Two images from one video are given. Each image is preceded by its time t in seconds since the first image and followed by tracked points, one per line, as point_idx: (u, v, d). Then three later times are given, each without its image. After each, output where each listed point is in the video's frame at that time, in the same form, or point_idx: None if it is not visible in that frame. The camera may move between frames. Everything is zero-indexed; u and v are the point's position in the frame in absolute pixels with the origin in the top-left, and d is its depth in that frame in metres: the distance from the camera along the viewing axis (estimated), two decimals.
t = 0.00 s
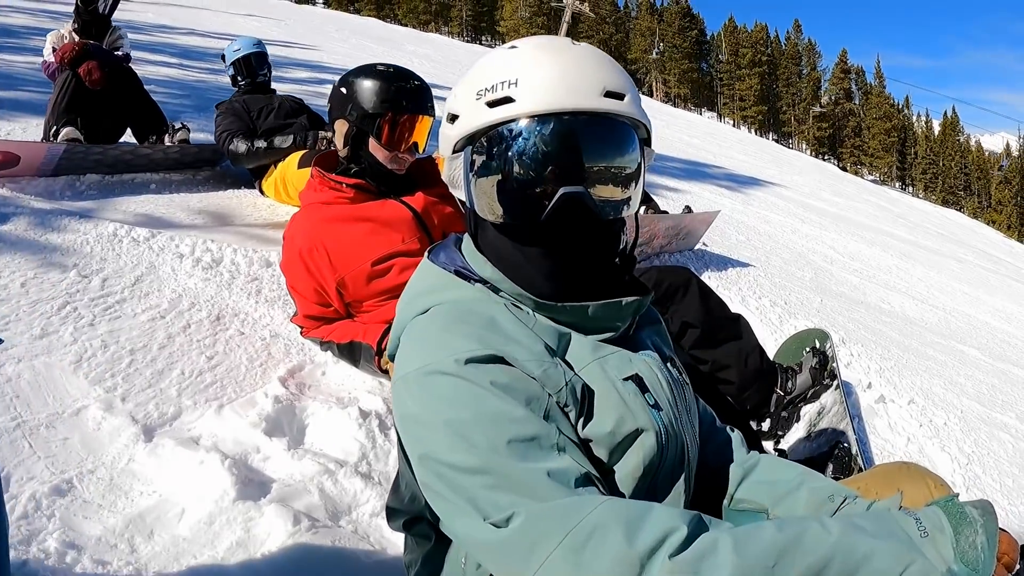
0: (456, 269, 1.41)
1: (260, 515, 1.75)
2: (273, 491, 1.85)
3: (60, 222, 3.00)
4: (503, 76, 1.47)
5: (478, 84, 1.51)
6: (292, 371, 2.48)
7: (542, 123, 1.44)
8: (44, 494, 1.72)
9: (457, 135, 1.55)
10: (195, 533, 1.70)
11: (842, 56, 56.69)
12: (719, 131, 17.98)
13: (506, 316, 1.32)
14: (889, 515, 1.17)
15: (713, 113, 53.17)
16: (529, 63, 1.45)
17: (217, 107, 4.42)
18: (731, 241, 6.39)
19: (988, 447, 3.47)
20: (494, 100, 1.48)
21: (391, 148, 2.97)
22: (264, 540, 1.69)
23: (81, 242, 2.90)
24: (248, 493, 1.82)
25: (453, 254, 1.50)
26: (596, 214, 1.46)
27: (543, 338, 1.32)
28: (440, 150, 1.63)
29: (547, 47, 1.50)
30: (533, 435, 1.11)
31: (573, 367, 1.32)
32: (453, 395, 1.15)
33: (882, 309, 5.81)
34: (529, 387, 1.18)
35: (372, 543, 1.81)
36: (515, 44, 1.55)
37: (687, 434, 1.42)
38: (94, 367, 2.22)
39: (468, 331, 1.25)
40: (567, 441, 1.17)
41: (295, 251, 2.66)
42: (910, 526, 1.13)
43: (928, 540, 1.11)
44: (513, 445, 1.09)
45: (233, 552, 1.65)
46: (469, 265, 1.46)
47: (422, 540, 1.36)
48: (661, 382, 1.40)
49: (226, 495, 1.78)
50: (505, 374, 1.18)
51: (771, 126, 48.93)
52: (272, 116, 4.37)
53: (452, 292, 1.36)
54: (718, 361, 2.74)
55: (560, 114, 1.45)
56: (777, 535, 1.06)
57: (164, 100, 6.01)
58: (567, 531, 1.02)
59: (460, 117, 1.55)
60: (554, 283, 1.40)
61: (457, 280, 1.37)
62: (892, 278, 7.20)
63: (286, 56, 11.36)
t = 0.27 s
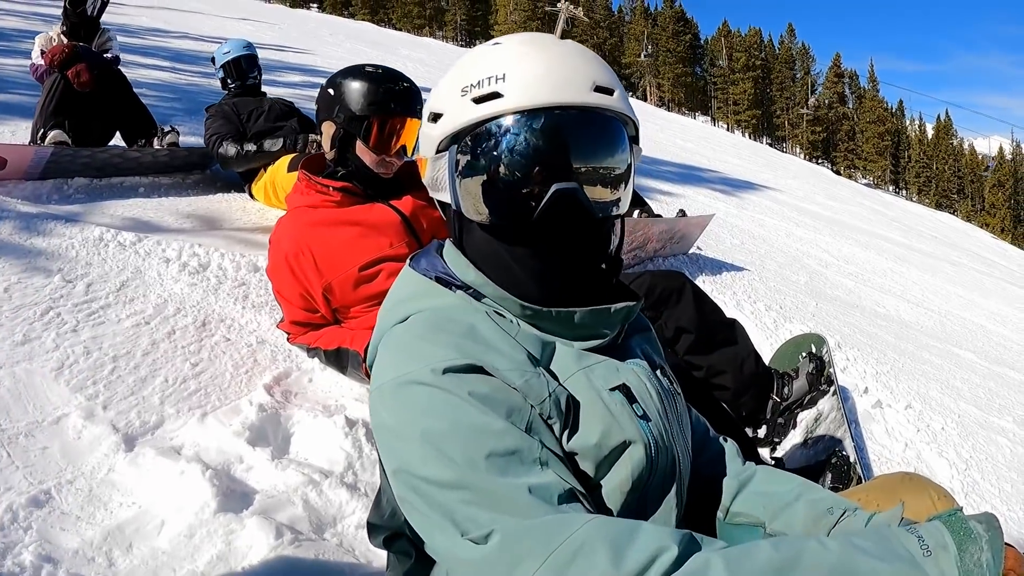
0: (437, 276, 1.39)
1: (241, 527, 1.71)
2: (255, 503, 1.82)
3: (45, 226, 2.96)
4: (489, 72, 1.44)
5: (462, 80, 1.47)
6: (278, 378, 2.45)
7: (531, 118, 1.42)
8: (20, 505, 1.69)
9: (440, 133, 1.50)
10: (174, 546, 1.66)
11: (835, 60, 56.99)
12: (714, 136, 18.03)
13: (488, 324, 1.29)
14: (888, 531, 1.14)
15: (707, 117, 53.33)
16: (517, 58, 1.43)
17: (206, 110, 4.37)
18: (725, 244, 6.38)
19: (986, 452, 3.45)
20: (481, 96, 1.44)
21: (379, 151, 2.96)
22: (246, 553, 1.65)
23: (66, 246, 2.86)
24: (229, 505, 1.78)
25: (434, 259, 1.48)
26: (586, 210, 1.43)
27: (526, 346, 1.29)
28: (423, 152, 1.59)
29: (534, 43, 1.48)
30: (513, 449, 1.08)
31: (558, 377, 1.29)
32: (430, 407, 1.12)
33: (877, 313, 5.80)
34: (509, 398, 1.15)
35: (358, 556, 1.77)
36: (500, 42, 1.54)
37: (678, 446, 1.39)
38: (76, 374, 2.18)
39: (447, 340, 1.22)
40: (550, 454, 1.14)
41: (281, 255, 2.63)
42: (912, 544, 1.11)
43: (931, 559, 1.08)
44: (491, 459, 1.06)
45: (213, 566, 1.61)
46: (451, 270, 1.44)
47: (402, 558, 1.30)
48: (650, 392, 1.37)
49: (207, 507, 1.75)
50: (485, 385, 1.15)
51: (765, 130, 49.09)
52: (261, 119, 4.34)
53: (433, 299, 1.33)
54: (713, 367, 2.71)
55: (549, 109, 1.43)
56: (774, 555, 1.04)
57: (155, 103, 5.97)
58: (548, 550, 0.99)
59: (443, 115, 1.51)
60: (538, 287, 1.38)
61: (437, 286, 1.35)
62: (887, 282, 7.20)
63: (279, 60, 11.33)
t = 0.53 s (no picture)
0: (424, 277, 1.37)
1: (227, 534, 1.69)
2: (242, 509, 1.80)
3: (34, 229, 2.94)
4: (484, 64, 1.42)
5: (455, 73, 1.45)
6: (267, 383, 2.43)
7: (528, 114, 1.40)
8: (3, 511, 1.66)
9: (432, 128, 1.47)
10: (159, 553, 1.64)
11: (828, 65, 57.33)
12: (708, 140, 18.09)
13: (476, 327, 1.27)
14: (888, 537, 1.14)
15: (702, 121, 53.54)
16: (512, 50, 1.42)
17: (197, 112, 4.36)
18: (720, 248, 6.40)
19: (982, 455, 3.45)
20: (476, 88, 1.42)
21: (369, 153, 2.95)
22: (231, 559, 1.63)
23: (54, 249, 2.84)
24: (215, 511, 1.76)
25: (422, 259, 1.46)
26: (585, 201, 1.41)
27: (515, 349, 1.28)
28: (412, 148, 1.55)
29: (526, 35, 1.47)
30: (501, 456, 1.07)
31: (548, 381, 1.28)
32: (414, 413, 1.10)
33: (872, 316, 5.82)
34: (497, 403, 1.14)
35: (346, 562, 1.75)
36: (491, 34, 1.52)
37: (671, 451, 1.38)
38: (62, 378, 2.16)
39: (433, 343, 1.20)
40: (538, 461, 1.13)
41: (269, 258, 2.60)
42: (914, 550, 1.11)
43: (932, 565, 1.09)
44: (478, 467, 1.05)
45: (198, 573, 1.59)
46: (440, 271, 1.43)
47: (388, 568, 1.28)
48: (642, 396, 1.36)
49: (192, 513, 1.72)
50: (472, 390, 1.13)
51: (759, 134, 49.29)
52: (253, 121, 4.32)
53: (421, 300, 1.32)
54: (708, 370, 2.71)
55: (546, 102, 1.42)
56: (770, 564, 1.05)
57: (147, 106, 5.95)
58: (537, 561, 0.99)
59: (434, 109, 1.48)
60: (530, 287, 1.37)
61: (424, 288, 1.33)
62: (882, 285, 7.23)
63: (273, 64, 11.32)
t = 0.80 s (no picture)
0: (418, 282, 1.38)
1: (220, 540, 1.68)
2: (235, 515, 1.79)
3: (28, 233, 2.93)
4: (482, 68, 1.42)
5: (453, 77, 1.45)
6: (261, 388, 2.42)
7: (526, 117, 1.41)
8: None
9: (431, 131, 1.47)
10: (151, 559, 1.63)
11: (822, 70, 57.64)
12: (703, 145, 18.16)
13: (470, 333, 1.28)
14: (884, 542, 1.15)
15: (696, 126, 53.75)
16: (510, 54, 1.42)
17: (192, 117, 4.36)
18: (715, 252, 6.42)
19: (978, 458, 3.47)
20: (475, 93, 1.42)
21: (363, 158, 2.94)
22: (224, 566, 1.62)
23: (48, 253, 2.83)
24: (208, 517, 1.75)
25: (415, 264, 1.46)
26: (585, 202, 1.43)
27: (509, 355, 1.28)
28: (409, 152, 1.54)
29: (523, 38, 1.48)
30: (494, 464, 1.07)
31: (541, 388, 1.28)
32: (408, 419, 1.10)
33: (867, 320, 5.84)
34: (491, 410, 1.14)
35: (340, 569, 1.74)
36: (487, 38, 1.53)
37: (666, 457, 1.38)
38: (55, 384, 2.15)
39: (427, 350, 1.21)
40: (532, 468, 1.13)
41: (263, 262, 2.60)
42: (910, 555, 1.12)
43: (928, 569, 1.10)
44: (471, 475, 1.05)
45: None
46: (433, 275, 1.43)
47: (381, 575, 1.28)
48: (636, 401, 1.36)
49: (185, 519, 1.72)
50: (466, 397, 1.13)
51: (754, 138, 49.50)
52: (247, 125, 4.32)
53: (414, 306, 1.32)
54: (702, 375, 2.69)
55: (545, 106, 1.42)
56: (766, 569, 1.05)
57: (142, 110, 5.94)
58: (532, 570, 0.99)
59: (432, 113, 1.48)
60: (525, 291, 1.38)
61: (417, 293, 1.34)
62: (877, 289, 7.26)
63: (268, 68, 11.33)
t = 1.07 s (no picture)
0: (412, 285, 1.38)
1: (215, 545, 1.67)
2: (229, 519, 1.78)
3: (22, 236, 2.92)
4: (479, 71, 1.43)
5: (449, 80, 1.45)
6: (255, 393, 2.42)
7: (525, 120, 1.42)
8: None
9: (427, 135, 1.47)
10: (145, 564, 1.62)
11: (816, 75, 57.95)
12: (698, 149, 18.23)
13: (464, 336, 1.28)
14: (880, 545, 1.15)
15: (691, 131, 53.92)
16: (507, 57, 1.43)
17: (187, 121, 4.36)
18: (710, 256, 6.44)
19: (972, 461, 3.48)
20: (473, 96, 1.42)
21: (356, 160, 2.96)
22: (218, 571, 1.61)
23: (42, 257, 2.82)
24: (202, 521, 1.74)
25: (409, 267, 1.47)
26: (584, 209, 1.42)
27: (503, 358, 1.29)
28: (405, 156, 1.54)
29: (519, 42, 1.48)
30: (489, 466, 1.07)
31: (536, 391, 1.29)
32: (402, 422, 1.10)
33: (862, 323, 5.87)
34: (486, 413, 1.14)
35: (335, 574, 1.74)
36: (482, 42, 1.53)
37: (660, 460, 1.38)
38: (49, 388, 2.14)
39: (422, 353, 1.21)
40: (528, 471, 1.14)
41: (257, 266, 2.60)
42: (906, 558, 1.13)
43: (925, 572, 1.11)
44: (466, 478, 1.05)
45: None
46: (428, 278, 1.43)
47: None
48: (630, 404, 1.37)
49: (179, 524, 1.71)
50: (461, 400, 1.13)
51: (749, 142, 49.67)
52: (242, 129, 4.32)
53: (408, 309, 1.32)
54: (697, 379, 2.70)
55: (542, 109, 1.43)
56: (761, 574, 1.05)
57: (137, 114, 5.93)
58: (528, 573, 0.99)
59: (429, 116, 1.47)
60: (521, 295, 1.38)
61: (411, 296, 1.34)
62: (872, 292, 7.30)
63: (264, 73, 11.33)
